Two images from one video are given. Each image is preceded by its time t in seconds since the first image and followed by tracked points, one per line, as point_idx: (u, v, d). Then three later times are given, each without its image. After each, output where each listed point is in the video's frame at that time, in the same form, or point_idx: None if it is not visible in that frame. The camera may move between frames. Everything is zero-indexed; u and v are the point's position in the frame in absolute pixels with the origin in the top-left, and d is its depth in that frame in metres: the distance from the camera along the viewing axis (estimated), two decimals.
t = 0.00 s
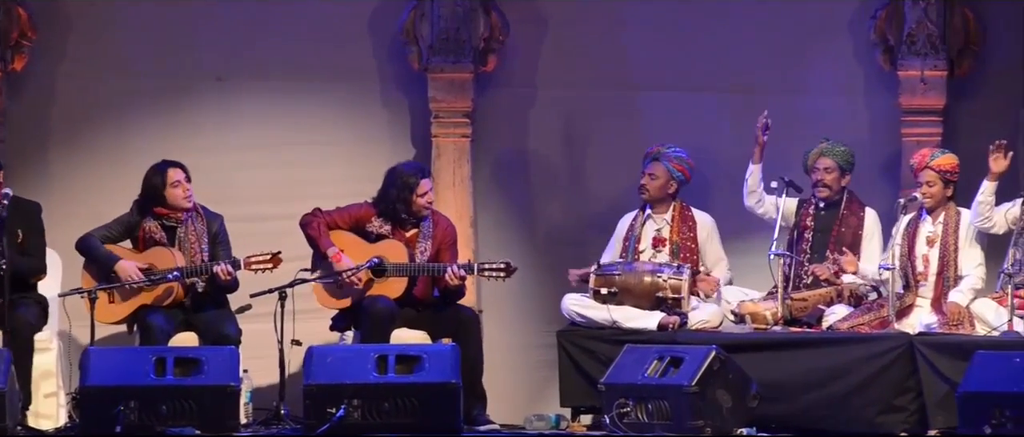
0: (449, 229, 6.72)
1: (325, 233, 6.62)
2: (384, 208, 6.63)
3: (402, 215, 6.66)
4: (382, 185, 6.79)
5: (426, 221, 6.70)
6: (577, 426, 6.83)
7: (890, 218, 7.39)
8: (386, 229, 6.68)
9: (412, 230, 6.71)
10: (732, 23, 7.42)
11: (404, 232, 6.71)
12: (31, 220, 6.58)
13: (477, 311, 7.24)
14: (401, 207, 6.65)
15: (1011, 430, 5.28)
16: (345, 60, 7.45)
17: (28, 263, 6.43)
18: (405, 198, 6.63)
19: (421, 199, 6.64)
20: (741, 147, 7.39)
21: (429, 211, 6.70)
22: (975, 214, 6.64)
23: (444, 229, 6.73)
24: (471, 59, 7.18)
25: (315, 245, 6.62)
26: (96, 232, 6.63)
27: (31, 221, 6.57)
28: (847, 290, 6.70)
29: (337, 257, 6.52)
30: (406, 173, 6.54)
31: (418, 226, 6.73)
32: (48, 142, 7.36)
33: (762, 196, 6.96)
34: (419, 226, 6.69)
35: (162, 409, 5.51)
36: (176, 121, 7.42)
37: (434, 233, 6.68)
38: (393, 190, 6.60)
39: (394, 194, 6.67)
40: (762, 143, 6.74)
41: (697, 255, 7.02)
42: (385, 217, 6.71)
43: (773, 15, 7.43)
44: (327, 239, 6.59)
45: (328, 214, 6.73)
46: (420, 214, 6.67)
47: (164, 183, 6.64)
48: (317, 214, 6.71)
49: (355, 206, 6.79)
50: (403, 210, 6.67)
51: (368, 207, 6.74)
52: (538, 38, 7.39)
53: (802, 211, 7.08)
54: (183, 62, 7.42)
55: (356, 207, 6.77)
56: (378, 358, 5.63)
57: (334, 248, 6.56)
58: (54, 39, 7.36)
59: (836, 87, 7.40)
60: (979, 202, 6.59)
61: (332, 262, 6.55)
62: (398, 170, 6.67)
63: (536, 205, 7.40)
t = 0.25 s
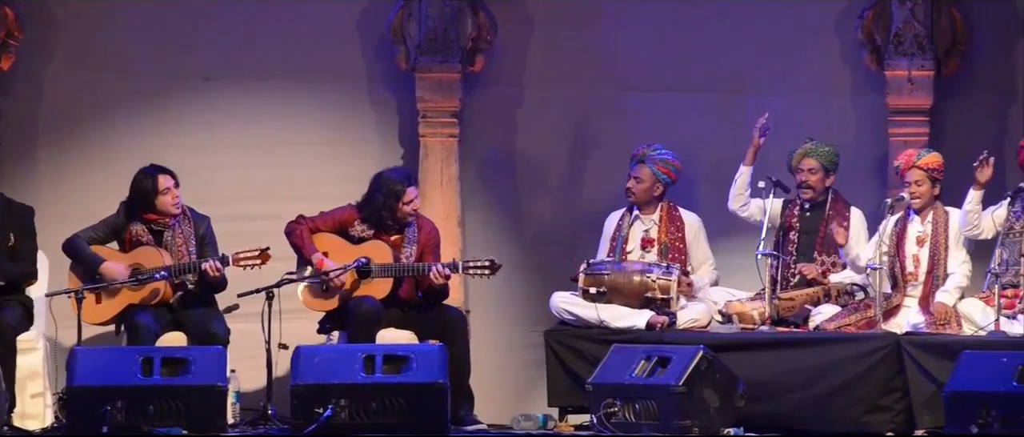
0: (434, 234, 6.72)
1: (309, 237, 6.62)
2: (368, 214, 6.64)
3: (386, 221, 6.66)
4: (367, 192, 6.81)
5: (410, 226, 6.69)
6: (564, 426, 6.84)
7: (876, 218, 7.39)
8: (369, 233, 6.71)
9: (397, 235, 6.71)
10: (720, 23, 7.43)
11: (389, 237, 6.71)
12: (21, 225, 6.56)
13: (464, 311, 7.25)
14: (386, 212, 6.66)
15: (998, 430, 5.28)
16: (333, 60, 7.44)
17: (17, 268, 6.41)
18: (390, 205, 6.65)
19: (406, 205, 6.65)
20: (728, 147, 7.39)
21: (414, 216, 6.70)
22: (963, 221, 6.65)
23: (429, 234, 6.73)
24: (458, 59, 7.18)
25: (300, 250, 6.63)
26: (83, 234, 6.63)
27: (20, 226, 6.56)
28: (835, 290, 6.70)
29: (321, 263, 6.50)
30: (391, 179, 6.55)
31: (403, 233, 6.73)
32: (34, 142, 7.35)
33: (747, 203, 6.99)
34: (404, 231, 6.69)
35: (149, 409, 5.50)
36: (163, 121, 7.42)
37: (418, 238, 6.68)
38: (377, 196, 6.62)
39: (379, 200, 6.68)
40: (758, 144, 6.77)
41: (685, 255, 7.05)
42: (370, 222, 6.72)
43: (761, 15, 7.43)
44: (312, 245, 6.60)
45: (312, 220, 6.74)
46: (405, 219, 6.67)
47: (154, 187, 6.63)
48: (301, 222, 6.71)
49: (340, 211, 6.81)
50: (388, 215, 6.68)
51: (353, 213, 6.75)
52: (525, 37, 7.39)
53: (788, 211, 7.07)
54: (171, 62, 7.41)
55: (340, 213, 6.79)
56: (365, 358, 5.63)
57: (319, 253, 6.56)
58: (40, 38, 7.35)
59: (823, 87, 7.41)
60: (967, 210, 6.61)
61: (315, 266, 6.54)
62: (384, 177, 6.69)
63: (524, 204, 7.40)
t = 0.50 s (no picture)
0: (415, 229, 6.72)
1: (291, 242, 6.63)
2: (346, 211, 6.66)
3: (366, 216, 6.67)
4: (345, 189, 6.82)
5: (391, 220, 6.70)
6: (549, 427, 6.84)
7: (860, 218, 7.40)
8: (349, 231, 6.71)
9: (378, 230, 6.72)
10: (704, 23, 7.43)
11: (370, 233, 6.72)
12: (13, 224, 6.46)
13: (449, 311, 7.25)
14: (365, 208, 6.68)
15: (981, 430, 5.26)
16: (318, 61, 7.44)
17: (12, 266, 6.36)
18: (367, 198, 6.65)
19: (383, 198, 6.65)
20: (713, 147, 7.40)
21: (393, 210, 6.71)
22: (950, 221, 6.66)
23: (409, 227, 6.73)
24: (444, 59, 7.18)
25: (282, 255, 6.64)
26: (67, 233, 6.62)
27: (14, 227, 6.46)
28: (818, 290, 6.70)
29: (304, 266, 6.52)
30: (365, 173, 6.56)
31: (384, 226, 6.74)
32: (18, 142, 7.34)
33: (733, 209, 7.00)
34: (384, 225, 6.70)
35: (134, 410, 5.49)
36: (148, 121, 7.41)
37: (399, 232, 6.69)
38: (354, 192, 6.63)
39: (357, 195, 6.70)
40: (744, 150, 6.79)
41: (670, 254, 7.04)
42: (349, 220, 6.73)
43: (746, 15, 7.43)
44: (294, 249, 6.61)
45: (293, 224, 6.75)
46: (384, 213, 6.68)
47: (138, 186, 6.64)
48: (282, 225, 6.70)
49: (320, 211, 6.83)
50: (367, 211, 6.69)
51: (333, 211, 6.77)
52: (510, 38, 7.39)
53: (770, 213, 7.06)
54: (155, 62, 7.40)
55: (320, 213, 6.81)
56: (351, 358, 5.61)
57: (302, 258, 6.56)
58: (25, 39, 7.34)
59: (808, 87, 7.41)
60: (953, 209, 6.62)
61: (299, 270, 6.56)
62: (359, 173, 6.70)
63: (509, 205, 7.40)
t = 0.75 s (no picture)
0: (401, 230, 6.72)
1: (277, 245, 6.64)
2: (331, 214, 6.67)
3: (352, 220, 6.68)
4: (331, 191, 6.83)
5: (376, 222, 6.68)
6: (538, 428, 6.84)
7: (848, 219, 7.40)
8: (335, 234, 6.72)
9: (363, 233, 6.73)
10: (693, 24, 7.43)
11: (356, 235, 6.73)
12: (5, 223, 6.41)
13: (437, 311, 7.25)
14: (351, 211, 6.68)
15: (970, 431, 5.22)
16: (307, 61, 7.43)
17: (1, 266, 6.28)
18: (353, 202, 6.66)
19: (371, 203, 6.66)
20: (702, 148, 7.40)
21: (378, 212, 6.70)
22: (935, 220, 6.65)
23: (396, 229, 6.73)
24: (432, 60, 7.18)
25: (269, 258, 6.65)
26: (55, 234, 6.60)
27: (8, 228, 6.41)
28: (807, 291, 6.75)
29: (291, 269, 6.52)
30: (352, 178, 6.56)
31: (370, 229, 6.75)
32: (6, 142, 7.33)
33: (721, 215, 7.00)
34: (370, 228, 6.70)
35: (123, 411, 5.48)
36: (136, 122, 7.40)
37: (384, 234, 6.69)
38: (341, 195, 6.64)
39: (343, 198, 6.70)
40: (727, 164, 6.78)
41: (658, 256, 7.05)
42: (334, 222, 6.73)
43: (734, 16, 7.43)
44: (281, 253, 6.63)
45: (278, 226, 6.76)
46: (370, 216, 6.68)
47: (127, 189, 6.63)
48: (268, 229, 6.72)
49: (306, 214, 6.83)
50: (353, 214, 6.70)
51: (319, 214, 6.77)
52: (499, 38, 7.39)
53: (756, 215, 7.10)
54: (143, 62, 7.39)
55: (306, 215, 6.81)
56: (339, 359, 5.61)
57: (289, 261, 6.59)
58: (12, 39, 7.33)
59: (797, 88, 7.41)
60: (938, 210, 6.60)
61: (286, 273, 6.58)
62: (346, 176, 6.70)
63: (498, 205, 7.40)
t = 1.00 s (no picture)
0: (387, 230, 6.74)
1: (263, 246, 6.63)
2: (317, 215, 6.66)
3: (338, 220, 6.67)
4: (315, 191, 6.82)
5: (362, 223, 6.71)
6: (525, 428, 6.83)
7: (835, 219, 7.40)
8: (321, 234, 6.72)
9: (349, 233, 6.74)
10: (679, 24, 7.44)
11: (342, 235, 6.74)
12: None
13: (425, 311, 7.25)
14: (336, 212, 6.67)
15: (957, 430, 5.22)
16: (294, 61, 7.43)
17: None
18: (339, 203, 6.66)
19: (357, 204, 6.66)
20: (689, 148, 7.40)
21: (365, 213, 6.72)
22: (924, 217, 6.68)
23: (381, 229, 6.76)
24: (420, 59, 7.18)
25: (255, 259, 6.64)
26: (42, 234, 6.59)
27: None
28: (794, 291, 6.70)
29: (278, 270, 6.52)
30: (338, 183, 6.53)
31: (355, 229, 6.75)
32: None
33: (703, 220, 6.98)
34: (356, 228, 6.71)
35: (109, 411, 5.47)
36: (123, 121, 7.40)
37: (371, 235, 6.70)
38: (326, 197, 6.61)
39: (328, 199, 6.68)
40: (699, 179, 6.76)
41: (646, 256, 7.05)
42: (320, 222, 6.73)
43: (721, 16, 7.44)
44: (267, 253, 6.62)
45: (263, 226, 6.74)
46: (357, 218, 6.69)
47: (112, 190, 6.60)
48: (252, 229, 6.70)
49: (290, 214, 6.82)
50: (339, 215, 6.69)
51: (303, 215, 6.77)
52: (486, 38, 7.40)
53: (744, 214, 7.13)
54: (130, 62, 7.39)
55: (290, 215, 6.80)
56: (326, 359, 5.60)
57: (275, 261, 6.58)
58: None
59: (784, 88, 7.42)
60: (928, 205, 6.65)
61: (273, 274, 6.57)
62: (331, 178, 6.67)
63: (485, 205, 7.40)
